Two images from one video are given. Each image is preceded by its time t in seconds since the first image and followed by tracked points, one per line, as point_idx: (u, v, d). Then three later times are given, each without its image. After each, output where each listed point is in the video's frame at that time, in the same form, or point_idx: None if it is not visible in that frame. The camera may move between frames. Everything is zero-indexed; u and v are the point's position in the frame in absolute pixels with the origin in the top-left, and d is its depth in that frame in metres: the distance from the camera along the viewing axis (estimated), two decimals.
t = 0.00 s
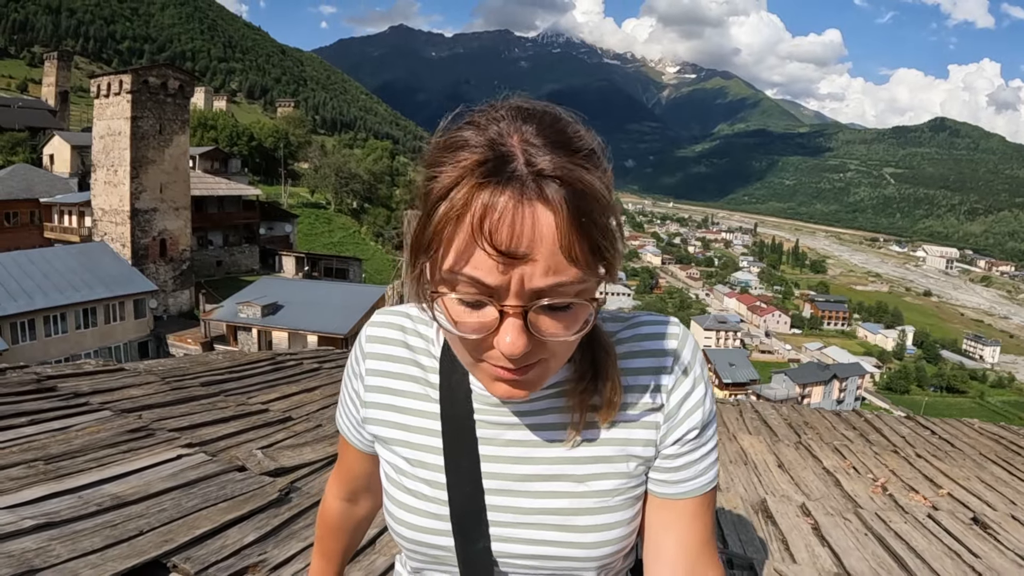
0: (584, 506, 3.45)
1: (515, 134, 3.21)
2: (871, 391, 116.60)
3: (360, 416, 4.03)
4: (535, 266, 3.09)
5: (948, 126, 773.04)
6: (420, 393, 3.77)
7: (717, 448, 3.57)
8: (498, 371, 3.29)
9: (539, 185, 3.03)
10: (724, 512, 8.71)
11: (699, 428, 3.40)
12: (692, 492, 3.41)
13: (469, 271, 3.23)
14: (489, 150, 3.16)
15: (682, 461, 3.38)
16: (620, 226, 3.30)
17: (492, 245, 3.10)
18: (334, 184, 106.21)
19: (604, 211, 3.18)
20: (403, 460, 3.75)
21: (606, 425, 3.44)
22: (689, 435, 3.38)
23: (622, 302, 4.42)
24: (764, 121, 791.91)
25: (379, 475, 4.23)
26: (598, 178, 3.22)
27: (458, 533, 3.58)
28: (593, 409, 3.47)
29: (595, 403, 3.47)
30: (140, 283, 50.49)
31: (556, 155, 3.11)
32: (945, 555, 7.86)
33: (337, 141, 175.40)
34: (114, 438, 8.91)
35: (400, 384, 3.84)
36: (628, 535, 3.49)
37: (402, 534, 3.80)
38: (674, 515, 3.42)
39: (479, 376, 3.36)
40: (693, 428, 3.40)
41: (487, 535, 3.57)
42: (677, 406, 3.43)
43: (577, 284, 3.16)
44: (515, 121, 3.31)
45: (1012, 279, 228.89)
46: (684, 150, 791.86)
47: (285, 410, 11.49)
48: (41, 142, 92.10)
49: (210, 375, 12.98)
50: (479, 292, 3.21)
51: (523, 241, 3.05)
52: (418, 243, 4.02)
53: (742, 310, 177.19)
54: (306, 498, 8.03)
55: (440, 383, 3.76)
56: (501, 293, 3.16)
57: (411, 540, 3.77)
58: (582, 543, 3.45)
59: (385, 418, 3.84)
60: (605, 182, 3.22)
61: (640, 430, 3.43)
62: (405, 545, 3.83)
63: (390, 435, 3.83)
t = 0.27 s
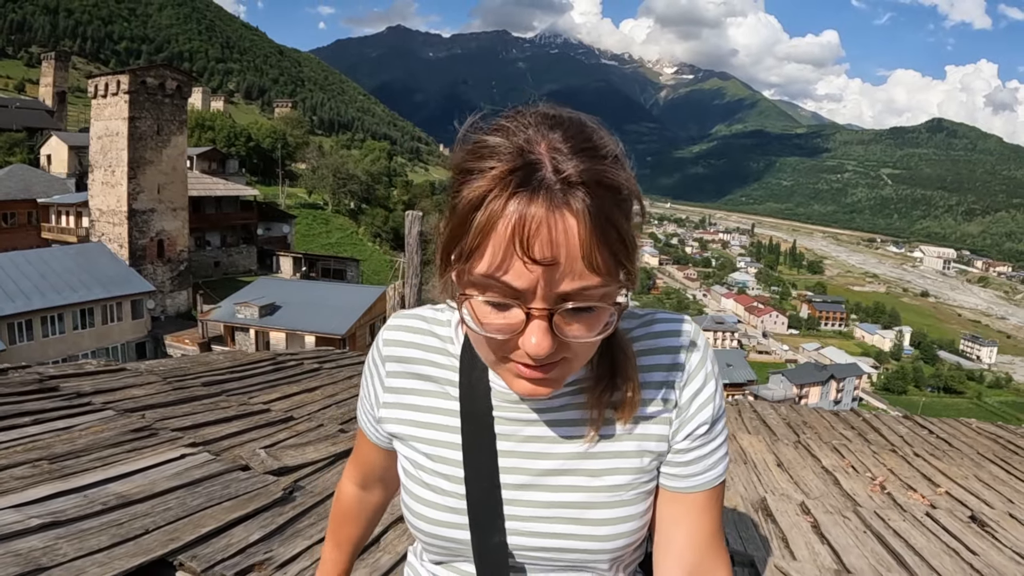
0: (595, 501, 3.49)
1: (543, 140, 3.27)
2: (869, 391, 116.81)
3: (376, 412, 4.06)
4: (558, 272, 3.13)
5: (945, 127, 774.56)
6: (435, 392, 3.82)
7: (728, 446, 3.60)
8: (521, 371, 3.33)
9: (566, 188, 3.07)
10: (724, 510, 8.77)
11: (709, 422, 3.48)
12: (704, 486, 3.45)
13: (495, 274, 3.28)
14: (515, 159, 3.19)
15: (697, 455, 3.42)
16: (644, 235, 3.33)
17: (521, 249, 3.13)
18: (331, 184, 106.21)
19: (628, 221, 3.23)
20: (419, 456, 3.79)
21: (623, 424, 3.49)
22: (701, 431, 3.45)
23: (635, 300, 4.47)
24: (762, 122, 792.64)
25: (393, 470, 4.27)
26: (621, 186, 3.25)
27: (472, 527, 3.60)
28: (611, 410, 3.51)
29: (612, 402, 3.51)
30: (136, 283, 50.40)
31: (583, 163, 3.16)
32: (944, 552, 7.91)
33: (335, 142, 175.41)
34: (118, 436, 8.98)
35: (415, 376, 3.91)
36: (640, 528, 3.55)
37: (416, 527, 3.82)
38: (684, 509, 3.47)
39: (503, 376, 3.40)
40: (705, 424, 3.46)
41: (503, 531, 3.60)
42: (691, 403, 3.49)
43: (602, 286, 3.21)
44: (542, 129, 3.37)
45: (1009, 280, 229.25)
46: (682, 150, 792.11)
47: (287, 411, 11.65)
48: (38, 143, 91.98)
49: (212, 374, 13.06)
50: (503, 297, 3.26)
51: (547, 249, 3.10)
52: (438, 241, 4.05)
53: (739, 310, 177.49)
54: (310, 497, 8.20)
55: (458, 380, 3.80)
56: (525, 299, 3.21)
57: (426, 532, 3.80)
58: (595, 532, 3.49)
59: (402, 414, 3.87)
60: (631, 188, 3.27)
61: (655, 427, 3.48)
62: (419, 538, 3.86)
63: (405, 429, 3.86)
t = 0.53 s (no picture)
0: (607, 485, 3.51)
1: (555, 125, 3.36)
2: (866, 391, 116.98)
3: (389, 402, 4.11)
4: (568, 247, 3.20)
5: (942, 127, 775.85)
6: (446, 380, 3.86)
7: (733, 436, 3.64)
8: (530, 347, 3.36)
9: (577, 168, 3.17)
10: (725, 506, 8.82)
11: (717, 413, 3.51)
12: (711, 476, 3.47)
13: (503, 249, 3.37)
14: (529, 143, 3.29)
15: (705, 444, 3.47)
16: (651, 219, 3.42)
17: (532, 221, 3.21)
18: (328, 184, 106.13)
19: (639, 201, 3.28)
20: (433, 440, 3.82)
21: (632, 411, 3.53)
22: (709, 420, 3.49)
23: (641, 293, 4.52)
24: (759, 122, 793.36)
25: (404, 461, 4.30)
26: (631, 167, 3.34)
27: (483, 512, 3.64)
28: (619, 395, 3.56)
29: (621, 391, 3.56)
30: (134, 283, 50.29)
31: (595, 144, 3.23)
32: (941, 549, 7.97)
33: (332, 142, 175.32)
34: (120, 436, 8.99)
35: (428, 363, 3.94)
36: (647, 517, 3.57)
37: (427, 513, 3.85)
38: (689, 497, 3.52)
39: (514, 352, 3.44)
40: (712, 413, 3.50)
41: (514, 516, 3.62)
42: (699, 391, 3.53)
43: (612, 262, 3.27)
44: (553, 114, 3.46)
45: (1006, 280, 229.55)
46: (679, 150, 791.87)
47: (288, 409, 11.68)
48: (35, 142, 91.79)
49: (212, 374, 13.08)
50: (516, 272, 3.32)
51: (561, 220, 3.17)
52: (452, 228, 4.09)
53: (736, 310, 177.66)
54: (312, 494, 8.22)
55: (473, 366, 3.84)
56: (537, 273, 3.27)
57: (438, 517, 3.83)
58: (606, 517, 3.51)
59: (416, 403, 3.91)
60: (640, 171, 3.35)
61: (664, 417, 3.50)
62: (431, 524, 3.88)
63: (417, 416, 3.91)
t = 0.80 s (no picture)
0: (614, 483, 3.55)
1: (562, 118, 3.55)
2: (861, 390, 117.30)
3: (394, 403, 4.10)
4: (574, 220, 3.36)
5: (938, 126, 777.78)
6: (452, 376, 3.89)
7: (734, 437, 3.71)
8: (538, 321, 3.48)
9: (581, 147, 3.38)
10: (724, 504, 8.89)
11: (720, 409, 3.58)
12: (712, 474, 3.57)
13: (512, 222, 3.51)
14: (535, 129, 3.52)
15: (708, 439, 3.54)
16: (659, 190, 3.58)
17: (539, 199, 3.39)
18: (324, 183, 105.94)
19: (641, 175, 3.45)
20: (439, 437, 3.85)
21: (641, 409, 3.57)
22: (712, 417, 3.56)
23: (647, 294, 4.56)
24: (755, 121, 794.48)
25: (411, 465, 4.28)
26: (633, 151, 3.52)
27: (491, 506, 3.64)
28: (630, 389, 3.59)
29: (633, 380, 3.60)
30: (129, 282, 50.15)
31: (594, 125, 3.46)
32: (937, 548, 8.02)
33: (329, 141, 175.06)
34: (119, 437, 8.99)
35: (434, 366, 3.95)
36: (650, 514, 3.62)
37: (432, 510, 3.87)
38: (693, 493, 3.59)
39: (516, 324, 3.47)
40: (715, 414, 3.57)
41: (520, 512, 3.64)
42: (703, 389, 3.60)
43: (615, 236, 3.41)
44: (558, 105, 3.64)
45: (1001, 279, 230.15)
46: (676, 149, 792.10)
47: (286, 410, 11.69)
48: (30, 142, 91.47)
49: (210, 374, 13.08)
50: (526, 246, 3.46)
51: (567, 192, 3.36)
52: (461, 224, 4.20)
53: (732, 309, 177.90)
54: (311, 496, 8.24)
55: (481, 362, 3.85)
56: (546, 245, 3.42)
57: (444, 515, 3.82)
58: (608, 517, 3.54)
59: (426, 399, 3.89)
60: (639, 154, 3.54)
61: (668, 413, 3.57)
62: (435, 521, 3.91)
63: (425, 413, 3.88)
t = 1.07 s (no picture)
0: (616, 482, 3.54)
1: (558, 112, 3.60)
2: (858, 388, 117.51)
3: (394, 402, 4.08)
4: (570, 207, 3.41)
5: (934, 125, 779.17)
6: (453, 377, 3.87)
7: (734, 436, 3.72)
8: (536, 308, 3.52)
9: (577, 138, 3.41)
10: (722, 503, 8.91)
11: (720, 408, 3.59)
12: (712, 474, 3.57)
13: (508, 207, 3.56)
14: (531, 122, 3.57)
15: (709, 438, 3.55)
16: (656, 173, 3.63)
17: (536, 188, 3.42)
18: (321, 183, 105.71)
19: (637, 160, 3.50)
20: (442, 438, 3.83)
21: (642, 408, 3.57)
22: (713, 417, 3.56)
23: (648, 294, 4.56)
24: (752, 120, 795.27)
25: (410, 469, 4.26)
26: (628, 142, 3.52)
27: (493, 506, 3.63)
28: (629, 389, 3.59)
29: (636, 380, 3.60)
30: (126, 282, 50.01)
31: (589, 114, 3.51)
32: (936, 547, 8.04)
33: (325, 140, 174.81)
34: (117, 438, 8.96)
35: (435, 366, 3.92)
36: (651, 515, 3.62)
37: (435, 511, 3.86)
38: (695, 492, 3.59)
39: (509, 308, 3.49)
40: (714, 413, 3.58)
41: (524, 512, 3.62)
42: (702, 389, 3.61)
43: (610, 224, 3.44)
44: (555, 97, 3.71)
45: (998, 277, 230.65)
46: (673, 148, 792.53)
47: (283, 411, 11.68)
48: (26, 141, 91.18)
49: (207, 375, 13.04)
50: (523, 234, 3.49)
51: (560, 183, 3.42)
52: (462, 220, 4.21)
53: (729, 308, 178.03)
54: (309, 496, 8.24)
55: (481, 363, 3.85)
56: (542, 232, 3.45)
57: (444, 516, 3.81)
58: (609, 517, 3.54)
59: (428, 397, 3.88)
60: (633, 146, 3.56)
61: (670, 413, 3.56)
62: (436, 525, 3.89)
63: (425, 411, 3.88)
